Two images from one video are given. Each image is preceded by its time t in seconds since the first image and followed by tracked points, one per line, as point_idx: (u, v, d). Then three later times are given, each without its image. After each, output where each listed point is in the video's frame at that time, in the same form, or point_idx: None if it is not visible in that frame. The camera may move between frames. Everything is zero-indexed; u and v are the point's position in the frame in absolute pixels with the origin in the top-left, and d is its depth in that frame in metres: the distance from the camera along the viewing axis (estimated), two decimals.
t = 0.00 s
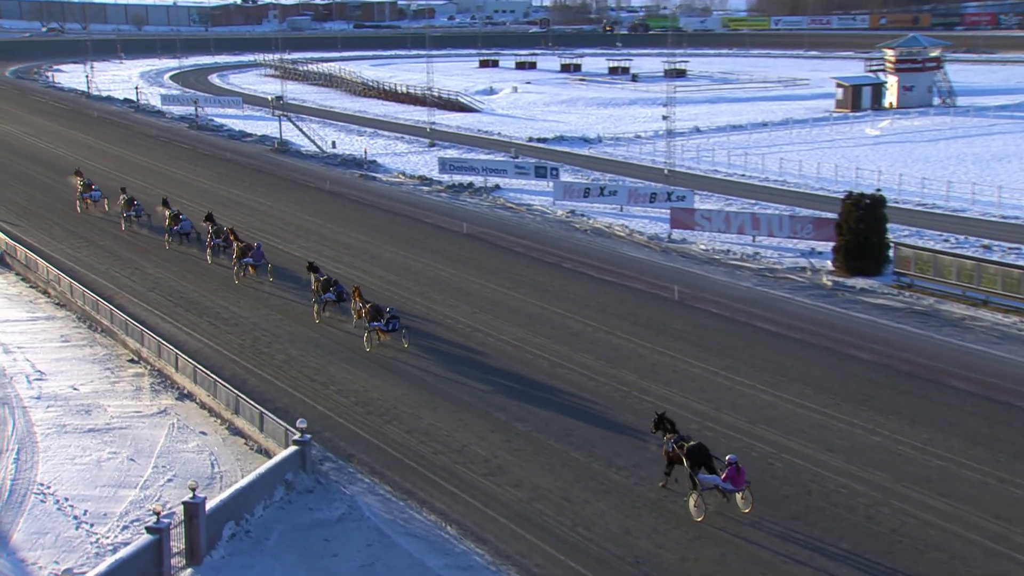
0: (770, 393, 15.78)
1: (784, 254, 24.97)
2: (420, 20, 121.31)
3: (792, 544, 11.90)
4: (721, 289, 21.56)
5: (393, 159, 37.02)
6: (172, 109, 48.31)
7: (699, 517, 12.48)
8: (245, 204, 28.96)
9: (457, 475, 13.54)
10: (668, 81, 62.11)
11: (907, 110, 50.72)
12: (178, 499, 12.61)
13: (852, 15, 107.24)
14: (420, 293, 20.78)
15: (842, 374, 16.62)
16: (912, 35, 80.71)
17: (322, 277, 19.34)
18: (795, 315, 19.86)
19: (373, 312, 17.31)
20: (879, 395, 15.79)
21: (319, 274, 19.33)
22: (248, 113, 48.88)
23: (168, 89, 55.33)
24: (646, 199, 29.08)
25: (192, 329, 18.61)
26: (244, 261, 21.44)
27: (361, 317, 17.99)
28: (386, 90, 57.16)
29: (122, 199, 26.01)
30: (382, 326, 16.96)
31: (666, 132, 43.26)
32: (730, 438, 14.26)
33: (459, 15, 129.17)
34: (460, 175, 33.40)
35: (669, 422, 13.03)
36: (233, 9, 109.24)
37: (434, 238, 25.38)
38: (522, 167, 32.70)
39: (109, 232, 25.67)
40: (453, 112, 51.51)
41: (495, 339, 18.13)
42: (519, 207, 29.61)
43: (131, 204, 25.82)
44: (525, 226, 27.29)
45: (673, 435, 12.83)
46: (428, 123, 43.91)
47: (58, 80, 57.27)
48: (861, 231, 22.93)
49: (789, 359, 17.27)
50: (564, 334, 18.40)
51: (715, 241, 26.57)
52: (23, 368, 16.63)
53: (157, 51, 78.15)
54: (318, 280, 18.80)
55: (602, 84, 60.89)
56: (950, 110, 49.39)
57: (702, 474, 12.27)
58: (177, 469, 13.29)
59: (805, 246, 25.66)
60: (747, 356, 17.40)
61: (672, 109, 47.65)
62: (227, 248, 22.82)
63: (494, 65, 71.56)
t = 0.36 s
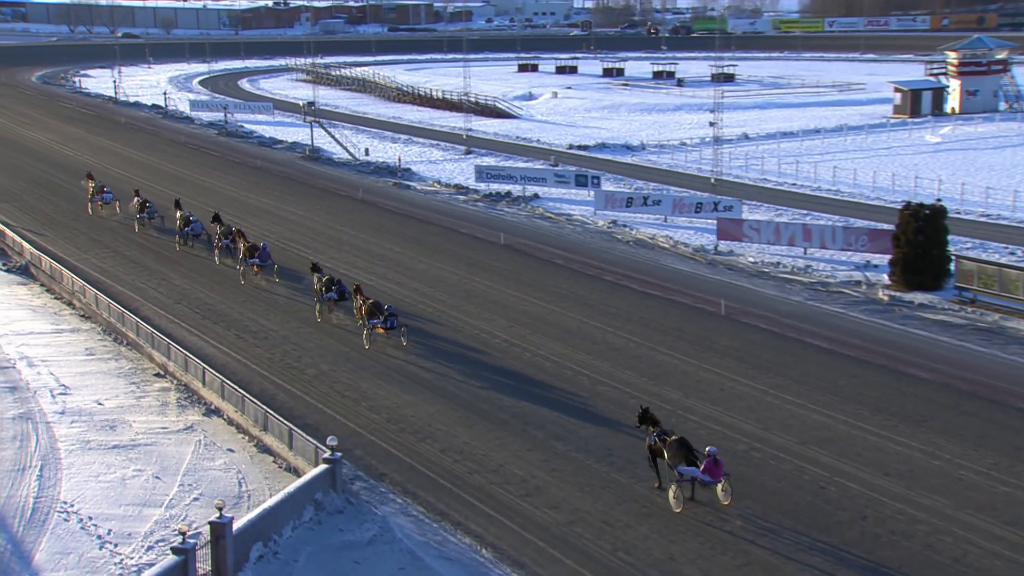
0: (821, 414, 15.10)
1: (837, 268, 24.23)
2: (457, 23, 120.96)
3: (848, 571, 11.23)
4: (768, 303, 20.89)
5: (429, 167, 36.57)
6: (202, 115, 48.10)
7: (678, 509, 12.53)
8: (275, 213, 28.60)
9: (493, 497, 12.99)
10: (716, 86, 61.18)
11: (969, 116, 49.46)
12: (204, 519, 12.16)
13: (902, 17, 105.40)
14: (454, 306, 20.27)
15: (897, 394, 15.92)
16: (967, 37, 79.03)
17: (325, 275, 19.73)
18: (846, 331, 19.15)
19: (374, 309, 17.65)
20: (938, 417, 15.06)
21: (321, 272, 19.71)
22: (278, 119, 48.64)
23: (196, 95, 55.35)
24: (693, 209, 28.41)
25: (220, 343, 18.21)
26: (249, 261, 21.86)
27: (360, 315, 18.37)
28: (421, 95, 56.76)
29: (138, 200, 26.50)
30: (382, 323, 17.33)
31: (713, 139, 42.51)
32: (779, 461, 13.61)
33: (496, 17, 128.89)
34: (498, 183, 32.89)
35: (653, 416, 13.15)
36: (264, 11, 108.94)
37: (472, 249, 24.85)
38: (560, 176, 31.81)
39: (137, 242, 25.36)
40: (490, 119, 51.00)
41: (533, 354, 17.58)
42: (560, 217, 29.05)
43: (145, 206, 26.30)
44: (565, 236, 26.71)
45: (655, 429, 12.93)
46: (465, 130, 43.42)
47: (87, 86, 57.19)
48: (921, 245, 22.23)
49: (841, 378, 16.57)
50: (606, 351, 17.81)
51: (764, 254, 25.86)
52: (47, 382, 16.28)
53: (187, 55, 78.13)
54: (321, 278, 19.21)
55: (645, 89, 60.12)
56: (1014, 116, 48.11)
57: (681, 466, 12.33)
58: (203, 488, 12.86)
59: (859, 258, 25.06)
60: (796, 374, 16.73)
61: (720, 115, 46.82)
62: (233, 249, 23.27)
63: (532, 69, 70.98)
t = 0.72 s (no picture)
0: (873, 434, 14.52)
1: (889, 281, 23.60)
2: (494, 27, 120.67)
3: None
4: (816, 317, 20.35)
5: (464, 176, 36.21)
6: (231, 122, 48.02)
7: (659, 500, 12.74)
8: (306, 223, 28.32)
9: (529, 518, 12.52)
10: (762, 92, 60.38)
11: None
12: (230, 539, 11.77)
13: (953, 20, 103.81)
14: (489, 319, 19.86)
15: (952, 415, 15.30)
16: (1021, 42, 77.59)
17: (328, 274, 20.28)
18: (896, 347, 18.58)
19: (375, 308, 18.19)
20: (997, 438, 14.43)
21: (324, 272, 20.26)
22: (309, 126, 48.52)
23: (225, 101, 55.41)
24: (738, 219, 27.83)
25: (248, 356, 17.87)
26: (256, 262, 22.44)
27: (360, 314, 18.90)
28: (455, 102, 56.51)
29: (150, 204, 27.15)
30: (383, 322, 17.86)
31: (759, 146, 41.88)
32: (827, 484, 13.05)
33: (534, 21, 128.56)
34: (534, 192, 32.48)
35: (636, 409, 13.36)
36: (295, 15, 108.90)
37: (509, 261, 24.39)
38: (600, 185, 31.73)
39: (165, 253, 25.16)
40: (527, 125, 50.58)
41: (571, 369, 17.12)
42: (599, 227, 28.58)
43: (158, 208, 26.93)
44: (604, 247, 26.24)
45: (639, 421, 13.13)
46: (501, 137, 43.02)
47: (114, 92, 57.33)
48: (980, 258, 21.57)
49: (892, 398, 15.96)
50: (645, 365, 17.34)
51: (813, 266, 25.26)
52: (71, 395, 16.01)
53: (216, 60, 78.24)
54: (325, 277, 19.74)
55: (687, 95, 59.51)
56: None
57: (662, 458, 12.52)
58: (230, 506, 12.48)
59: (914, 271, 24.44)
60: (844, 393, 16.15)
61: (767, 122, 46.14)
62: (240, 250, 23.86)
63: (571, 74, 70.55)
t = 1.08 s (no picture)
0: (924, 458, 13.92)
1: (942, 296, 23.13)
2: (528, 30, 120.17)
3: None
4: (864, 333, 19.78)
5: (495, 185, 35.74)
6: (255, 129, 47.81)
7: (640, 494, 12.93)
8: (333, 233, 27.94)
9: (562, 541, 11.98)
10: (807, 98, 59.53)
11: None
12: (252, 561, 11.33)
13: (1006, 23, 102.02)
14: (521, 334, 19.38)
15: (1009, 437, 14.67)
16: None
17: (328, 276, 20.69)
18: (947, 364, 17.97)
19: (372, 308, 18.57)
20: None
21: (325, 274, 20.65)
22: (335, 132, 48.24)
23: (249, 108, 55.27)
24: (783, 229, 27.19)
25: (271, 371, 17.45)
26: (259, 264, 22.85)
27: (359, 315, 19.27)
28: (488, 108, 56.13)
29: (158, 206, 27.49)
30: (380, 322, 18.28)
31: (805, 154, 41.20)
32: (876, 510, 12.45)
33: (570, 24, 128.11)
34: (569, 202, 32.05)
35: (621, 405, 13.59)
36: (322, 19, 108.59)
37: (542, 274, 23.87)
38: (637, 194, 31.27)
39: (187, 264, 24.84)
40: (562, 133, 50.11)
41: (606, 386, 16.59)
42: (637, 239, 28.05)
43: (165, 211, 27.29)
44: (642, 259, 25.73)
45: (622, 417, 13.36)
46: (534, 144, 42.49)
47: (135, 98, 57.33)
48: None
49: (945, 419, 15.33)
50: (684, 382, 16.79)
51: (861, 279, 24.77)
52: (90, 411, 15.66)
53: (240, 65, 78.13)
54: (325, 279, 20.13)
55: (729, 100, 58.76)
56: None
57: (643, 453, 12.75)
58: (252, 527, 12.04)
59: (969, 286, 23.73)
60: (894, 413, 15.55)
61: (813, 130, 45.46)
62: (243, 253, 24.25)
63: (608, 79, 70.03)
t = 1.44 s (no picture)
0: (982, 483, 13.40)
1: (1000, 312, 22.43)
2: (564, 35, 119.80)
3: None
4: (915, 349, 19.25)
5: (530, 195, 35.31)
6: (283, 136, 47.68)
7: (626, 489, 13.21)
8: (365, 244, 27.62)
9: (600, 566, 11.53)
10: (859, 104, 58.77)
11: None
12: None
13: None
14: (557, 348, 18.96)
15: None
16: None
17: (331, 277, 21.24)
18: (1006, 384, 17.39)
19: (374, 308, 19.13)
20: None
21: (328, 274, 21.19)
22: (365, 141, 48.02)
23: (279, 115, 55.21)
24: (833, 241, 26.72)
25: (298, 387, 17.11)
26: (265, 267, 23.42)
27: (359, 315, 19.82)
28: (523, 115, 55.82)
29: (168, 211, 28.09)
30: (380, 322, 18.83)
31: (855, 163, 40.52)
32: (932, 538, 11.94)
33: (609, 27, 127.62)
34: (607, 212, 31.62)
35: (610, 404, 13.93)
36: (354, 24, 108.77)
37: (579, 287, 23.44)
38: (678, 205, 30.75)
39: (214, 276, 24.56)
40: (600, 140, 49.70)
41: (645, 404, 16.11)
42: (678, 250, 27.57)
43: (176, 216, 27.90)
44: (683, 272, 25.26)
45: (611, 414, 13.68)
46: (571, 152, 42.06)
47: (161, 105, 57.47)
48: None
49: (1004, 441, 14.77)
50: (725, 400, 16.31)
51: (915, 293, 24.05)
52: (112, 427, 15.38)
53: (269, 71, 78.26)
54: (329, 280, 20.69)
55: (776, 107, 58.13)
56: None
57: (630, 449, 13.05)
58: (278, 549, 11.72)
59: None
60: (949, 435, 15.00)
61: (864, 138, 44.80)
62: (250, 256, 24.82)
63: (648, 84, 69.54)
